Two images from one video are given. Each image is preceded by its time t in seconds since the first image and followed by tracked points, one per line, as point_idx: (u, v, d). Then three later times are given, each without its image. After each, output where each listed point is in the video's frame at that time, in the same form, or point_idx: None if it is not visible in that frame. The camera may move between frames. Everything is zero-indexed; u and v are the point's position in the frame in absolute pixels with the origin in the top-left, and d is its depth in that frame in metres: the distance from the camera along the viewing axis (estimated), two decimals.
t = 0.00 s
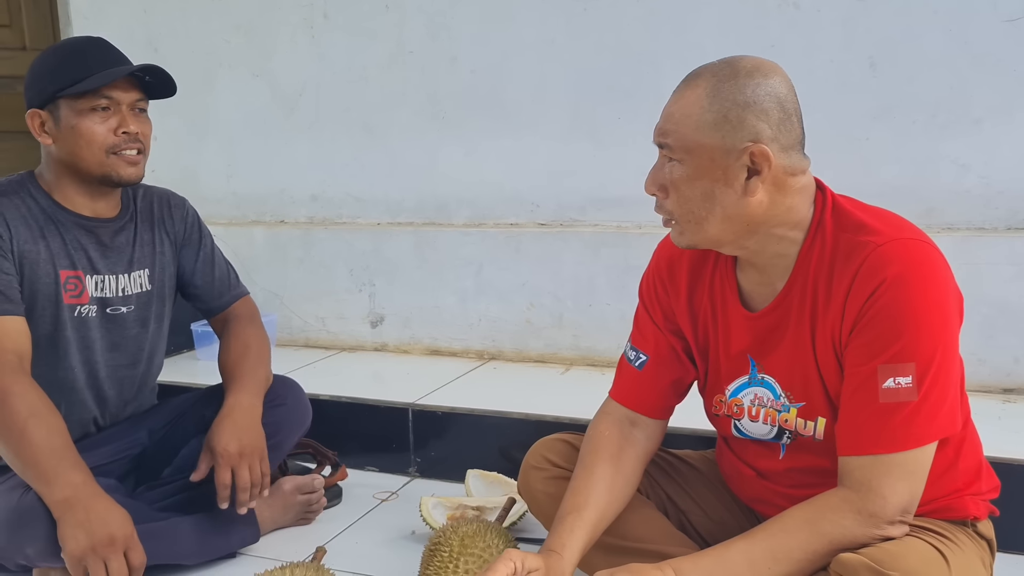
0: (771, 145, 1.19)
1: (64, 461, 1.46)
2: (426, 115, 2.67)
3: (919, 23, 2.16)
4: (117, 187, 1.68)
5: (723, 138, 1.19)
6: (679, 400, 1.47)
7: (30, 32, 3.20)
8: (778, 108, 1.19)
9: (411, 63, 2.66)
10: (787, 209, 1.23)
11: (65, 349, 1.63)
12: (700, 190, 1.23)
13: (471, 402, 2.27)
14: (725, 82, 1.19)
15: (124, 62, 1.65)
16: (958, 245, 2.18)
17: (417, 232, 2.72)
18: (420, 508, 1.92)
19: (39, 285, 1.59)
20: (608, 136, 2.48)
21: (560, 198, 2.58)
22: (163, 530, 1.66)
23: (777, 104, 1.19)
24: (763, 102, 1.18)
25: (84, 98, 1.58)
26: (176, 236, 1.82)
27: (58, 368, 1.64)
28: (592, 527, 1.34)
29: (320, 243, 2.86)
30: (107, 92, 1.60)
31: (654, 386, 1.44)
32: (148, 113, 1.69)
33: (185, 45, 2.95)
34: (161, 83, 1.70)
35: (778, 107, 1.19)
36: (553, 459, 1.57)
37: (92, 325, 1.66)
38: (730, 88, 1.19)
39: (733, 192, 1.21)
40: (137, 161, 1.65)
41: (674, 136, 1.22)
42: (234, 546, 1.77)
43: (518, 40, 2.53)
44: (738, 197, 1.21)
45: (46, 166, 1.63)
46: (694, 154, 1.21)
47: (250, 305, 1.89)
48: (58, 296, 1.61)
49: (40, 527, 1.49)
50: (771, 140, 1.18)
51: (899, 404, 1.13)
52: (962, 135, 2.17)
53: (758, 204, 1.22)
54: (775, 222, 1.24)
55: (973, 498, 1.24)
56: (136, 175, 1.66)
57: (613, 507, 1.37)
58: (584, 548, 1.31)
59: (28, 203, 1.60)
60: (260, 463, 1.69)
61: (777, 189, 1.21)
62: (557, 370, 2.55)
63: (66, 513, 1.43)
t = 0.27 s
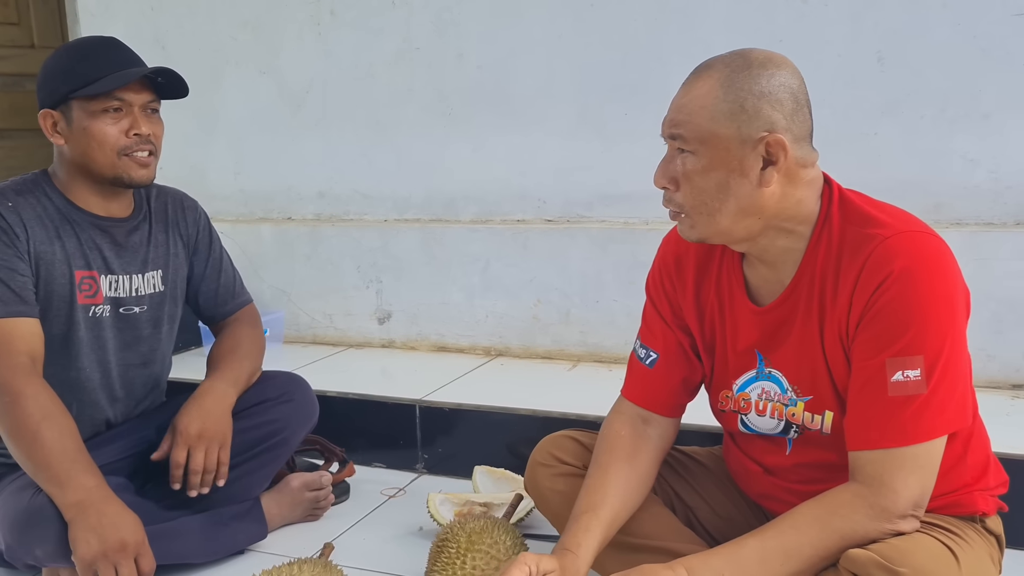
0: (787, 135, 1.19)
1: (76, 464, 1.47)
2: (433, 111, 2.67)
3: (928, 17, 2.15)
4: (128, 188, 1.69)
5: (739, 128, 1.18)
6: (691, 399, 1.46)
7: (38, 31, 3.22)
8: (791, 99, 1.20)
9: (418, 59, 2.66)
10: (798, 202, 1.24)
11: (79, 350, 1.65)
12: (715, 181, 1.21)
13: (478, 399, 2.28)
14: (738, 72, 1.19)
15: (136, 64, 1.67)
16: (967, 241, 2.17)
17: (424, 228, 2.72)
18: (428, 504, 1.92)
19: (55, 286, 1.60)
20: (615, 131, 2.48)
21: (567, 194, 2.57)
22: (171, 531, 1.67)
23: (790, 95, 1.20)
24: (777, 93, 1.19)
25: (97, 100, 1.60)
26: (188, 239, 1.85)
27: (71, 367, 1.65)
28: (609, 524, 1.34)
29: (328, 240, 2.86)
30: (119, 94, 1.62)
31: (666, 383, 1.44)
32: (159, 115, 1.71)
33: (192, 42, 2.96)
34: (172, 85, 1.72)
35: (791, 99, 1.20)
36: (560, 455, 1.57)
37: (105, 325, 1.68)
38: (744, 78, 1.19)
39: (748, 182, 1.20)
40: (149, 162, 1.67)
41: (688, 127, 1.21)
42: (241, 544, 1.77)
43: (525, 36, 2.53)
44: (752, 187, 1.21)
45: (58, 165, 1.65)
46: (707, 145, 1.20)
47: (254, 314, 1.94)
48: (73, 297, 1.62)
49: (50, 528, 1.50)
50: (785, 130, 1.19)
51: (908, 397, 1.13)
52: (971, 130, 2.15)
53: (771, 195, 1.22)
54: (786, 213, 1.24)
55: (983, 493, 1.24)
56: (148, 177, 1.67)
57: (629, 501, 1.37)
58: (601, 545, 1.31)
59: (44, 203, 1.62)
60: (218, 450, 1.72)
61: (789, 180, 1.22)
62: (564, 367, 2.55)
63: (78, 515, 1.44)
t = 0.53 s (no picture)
0: (806, 128, 1.19)
1: (89, 462, 1.49)
2: (442, 111, 2.68)
3: (937, 16, 2.15)
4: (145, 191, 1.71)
5: (759, 120, 1.19)
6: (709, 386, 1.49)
7: (51, 32, 3.25)
8: (810, 91, 1.21)
9: (427, 59, 2.67)
10: (815, 194, 1.25)
11: (94, 349, 1.67)
12: (735, 173, 1.22)
13: (488, 397, 2.29)
14: (757, 64, 1.20)
15: (157, 69, 1.68)
16: (976, 239, 2.17)
17: (434, 227, 2.73)
18: (438, 502, 1.94)
19: (69, 284, 1.62)
20: (624, 130, 2.48)
21: (576, 193, 2.58)
22: (184, 527, 1.69)
23: (809, 87, 1.21)
24: (796, 85, 1.20)
25: (118, 104, 1.62)
26: (202, 238, 1.87)
27: (85, 366, 1.67)
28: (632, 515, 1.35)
29: (338, 239, 2.88)
30: (141, 99, 1.63)
31: (681, 373, 1.46)
32: (179, 120, 1.73)
33: (202, 43, 2.98)
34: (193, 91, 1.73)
35: (810, 91, 1.20)
36: (572, 452, 1.58)
37: (119, 325, 1.70)
38: (764, 70, 1.20)
39: (767, 173, 1.21)
40: (168, 167, 1.69)
41: (708, 119, 1.21)
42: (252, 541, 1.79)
43: (534, 35, 2.53)
44: (770, 179, 1.21)
45: (77, 166, 1.67)
46: (727, 137, 1.21)
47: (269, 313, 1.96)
48: (87, 296, 1.64)
49: (64, 524, 1.52)
50: (805, 122, 1.20)
51: (923, 384, 1.13)
52: (981, 128, 2.15)
53: (789, 188, 1.22)
54: (804, 206, 1.25)
55: (992, 493, 1.25)
56: (166, 182, 1.69)
57: (651, 492, 1.39)
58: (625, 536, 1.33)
59: (60, 203, 1.64)
60: (238, 458, 1.74)
61: (806, 173, 1.22)
62: (573, 365, 2.56)
63: (91, 513, 1.46)
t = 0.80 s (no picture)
0: (824, 121, 1.19)
1: (100, 462, 1.49)
2: (451, 108, 2.68)
3: (949, 11, 2.13)
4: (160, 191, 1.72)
5: (777, 113, 1.19)
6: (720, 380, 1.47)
7: (61, 32, 3.28)
8: (828, 85, 1.20)
9: (436, 56, 2.67)
10: (832, 189, 1.24)
11: (106, 347, 1.68)
12: (753, 166, 1.21)
13: (497, 395, 2.28)
14: (775, 58, 1.20)
15: (175, 68, 1.69)
16: (989, 235, 2.16)
17: (443, 225, 2.73)
18: (448, 500, 1.93)
19: (83, 283, 1.63)
20: (633, 127, 2.47)
21: (585, 190, 2.57)
22: (194, 525, 1.69)
23: (827, 81, 1.20)
24: (814, 78, 1.19)
25: (136, 101, 1.63)
26: (214, 237, 1.87)
27: (97, 364, 1.68)
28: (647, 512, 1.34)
29: (347, 237, 2.88)
30: (159, 97, 1.65)
31: (691, 369, 1.45)
32: (196, 120, 1.74)
33: (212, 41, 2.98)
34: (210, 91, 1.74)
35: (827, 85, 1.20)
36: (580, 450, 1.57)
37: (131, 324, 1.71)
38: (782, 63, 1.19)
39: (786, 167, 1.20)
40: (183, 167, 1.70)
41: (727, 111, 1.21)
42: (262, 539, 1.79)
43: (543, 32, 2.53)
44: (789, 174, 1.20)
45: (92, 164, 1.68)
46: (745, 131, 1.20)
47: (288, 303, 1.97)
48: (100, 295, 1.65)
49: (75, 522, 1.53)
50: (823, 116, 1.19)
51: (947, 380, 1.12)
52: (994, 124, 2.14)
53: (807, 183, 1.21)
54: (821, 200, 1.24)
55: (1006, 490, 1.24)
56: (181, 181, 1.70)
57: (664, 489, 1.38)
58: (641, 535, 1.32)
59: (75, 202, 1.65)
60: (238, 437, 1.73)
61: (824, 167, 1.21)
62: (583, 363, 2.55)
63: (102, 513, 1.47)
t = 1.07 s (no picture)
0: (835, 121, 1.16)
1: (100, 463, 1.48)
2: (455, 107, 2.67)
3: (958, 9, 2.11)
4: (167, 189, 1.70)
5: (788, 115, 1.16)
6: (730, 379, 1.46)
7: (64, 27, 3.27)
8: (838, 85, 1.18)
9: (441, 54, 2.65)
10: (844, 190, 1.21)
11: (105, 348, 1.67)
12: (763, 170, 1.18)
13: (500, 395, 2.26)
14: (783, 59, 1.17)
15: (188, 67, 1.69)
16: (997, 236, 2.14)
17: (446, 224, 2.72)
18: (450, 501, 1.92)
19: (83, 284, 1.62)
20: (639, 126, 2.46)
21: (589, 190, 2.55)
22: (194, 525, 1.67)
23: (837, 81, 1.18)
24: (824, 78, 1.17)
25: (147, 99, 1.63)
26: (221, 237, 1.85)
27: (98, 364, 1.68)
28: (651, 522, 1.33)
29: (350, 236, 2.86)
30: (170, 95, 1.64)
31: (697, 369, 1.43)
32: (207, 120, 1.73)
33: (215, 38, 2.97)
34: (222, 91, 1.74)
35: (837, 85, 1.17)
36: (584, 452, 1.56)
37: (134, 325, 1.70)
38: (791, 64, 1.17)
39: (797, 170, 1.18)
40: (192, 166, 1.68)
41: (736, 114, 1.18)
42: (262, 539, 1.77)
43: (548, 30, 2.51)
44: (801, 175, 1.18)
45: (99, 162, 1.67)
46: (756, 133, 1.17)
47: (304, 301, 1.94)
48: (100, 296, 1.64)
49: (75, 523, 1.51)
50: (834, 117, 1.17)
51: (954, 385, 1.11)
52: (1003, 124, 2.11)
53: (818, 184, 1.19)
54: (833, 202, 1.21)
55: (1012, 494, 1.21)
56: (190, 181, 1.69)
57: (668, 497, 1.36)
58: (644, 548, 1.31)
59: (78, 201, 1.63)
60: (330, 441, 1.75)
61: (835, 168, 1.19)
62: (587, 363, 2.53)
63: (101, 514, 1.45)
